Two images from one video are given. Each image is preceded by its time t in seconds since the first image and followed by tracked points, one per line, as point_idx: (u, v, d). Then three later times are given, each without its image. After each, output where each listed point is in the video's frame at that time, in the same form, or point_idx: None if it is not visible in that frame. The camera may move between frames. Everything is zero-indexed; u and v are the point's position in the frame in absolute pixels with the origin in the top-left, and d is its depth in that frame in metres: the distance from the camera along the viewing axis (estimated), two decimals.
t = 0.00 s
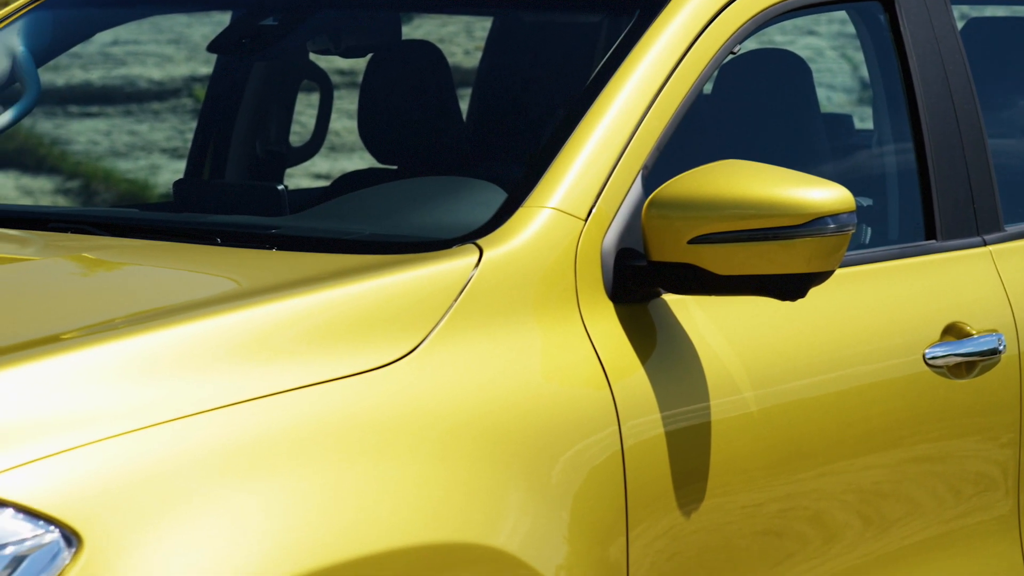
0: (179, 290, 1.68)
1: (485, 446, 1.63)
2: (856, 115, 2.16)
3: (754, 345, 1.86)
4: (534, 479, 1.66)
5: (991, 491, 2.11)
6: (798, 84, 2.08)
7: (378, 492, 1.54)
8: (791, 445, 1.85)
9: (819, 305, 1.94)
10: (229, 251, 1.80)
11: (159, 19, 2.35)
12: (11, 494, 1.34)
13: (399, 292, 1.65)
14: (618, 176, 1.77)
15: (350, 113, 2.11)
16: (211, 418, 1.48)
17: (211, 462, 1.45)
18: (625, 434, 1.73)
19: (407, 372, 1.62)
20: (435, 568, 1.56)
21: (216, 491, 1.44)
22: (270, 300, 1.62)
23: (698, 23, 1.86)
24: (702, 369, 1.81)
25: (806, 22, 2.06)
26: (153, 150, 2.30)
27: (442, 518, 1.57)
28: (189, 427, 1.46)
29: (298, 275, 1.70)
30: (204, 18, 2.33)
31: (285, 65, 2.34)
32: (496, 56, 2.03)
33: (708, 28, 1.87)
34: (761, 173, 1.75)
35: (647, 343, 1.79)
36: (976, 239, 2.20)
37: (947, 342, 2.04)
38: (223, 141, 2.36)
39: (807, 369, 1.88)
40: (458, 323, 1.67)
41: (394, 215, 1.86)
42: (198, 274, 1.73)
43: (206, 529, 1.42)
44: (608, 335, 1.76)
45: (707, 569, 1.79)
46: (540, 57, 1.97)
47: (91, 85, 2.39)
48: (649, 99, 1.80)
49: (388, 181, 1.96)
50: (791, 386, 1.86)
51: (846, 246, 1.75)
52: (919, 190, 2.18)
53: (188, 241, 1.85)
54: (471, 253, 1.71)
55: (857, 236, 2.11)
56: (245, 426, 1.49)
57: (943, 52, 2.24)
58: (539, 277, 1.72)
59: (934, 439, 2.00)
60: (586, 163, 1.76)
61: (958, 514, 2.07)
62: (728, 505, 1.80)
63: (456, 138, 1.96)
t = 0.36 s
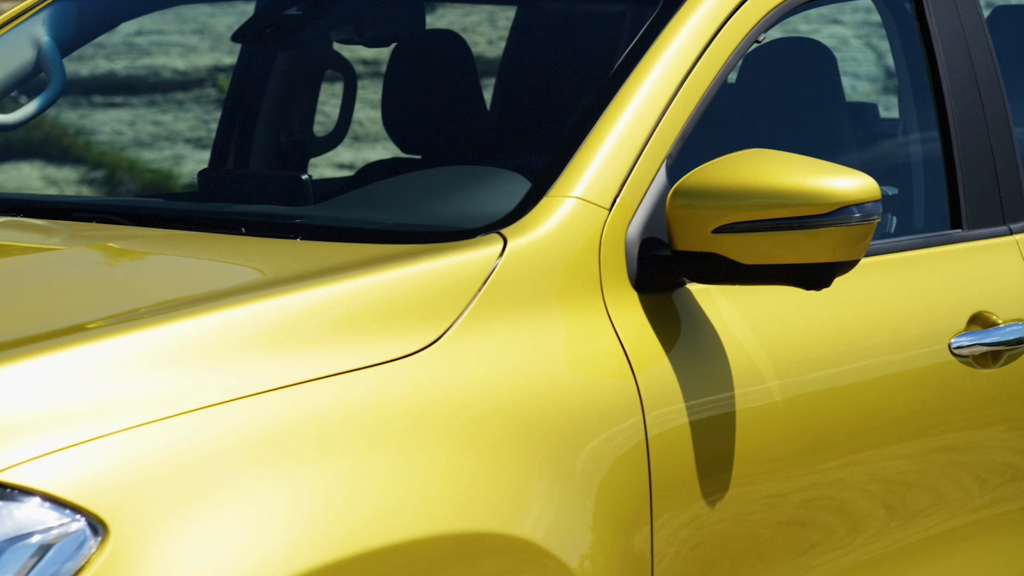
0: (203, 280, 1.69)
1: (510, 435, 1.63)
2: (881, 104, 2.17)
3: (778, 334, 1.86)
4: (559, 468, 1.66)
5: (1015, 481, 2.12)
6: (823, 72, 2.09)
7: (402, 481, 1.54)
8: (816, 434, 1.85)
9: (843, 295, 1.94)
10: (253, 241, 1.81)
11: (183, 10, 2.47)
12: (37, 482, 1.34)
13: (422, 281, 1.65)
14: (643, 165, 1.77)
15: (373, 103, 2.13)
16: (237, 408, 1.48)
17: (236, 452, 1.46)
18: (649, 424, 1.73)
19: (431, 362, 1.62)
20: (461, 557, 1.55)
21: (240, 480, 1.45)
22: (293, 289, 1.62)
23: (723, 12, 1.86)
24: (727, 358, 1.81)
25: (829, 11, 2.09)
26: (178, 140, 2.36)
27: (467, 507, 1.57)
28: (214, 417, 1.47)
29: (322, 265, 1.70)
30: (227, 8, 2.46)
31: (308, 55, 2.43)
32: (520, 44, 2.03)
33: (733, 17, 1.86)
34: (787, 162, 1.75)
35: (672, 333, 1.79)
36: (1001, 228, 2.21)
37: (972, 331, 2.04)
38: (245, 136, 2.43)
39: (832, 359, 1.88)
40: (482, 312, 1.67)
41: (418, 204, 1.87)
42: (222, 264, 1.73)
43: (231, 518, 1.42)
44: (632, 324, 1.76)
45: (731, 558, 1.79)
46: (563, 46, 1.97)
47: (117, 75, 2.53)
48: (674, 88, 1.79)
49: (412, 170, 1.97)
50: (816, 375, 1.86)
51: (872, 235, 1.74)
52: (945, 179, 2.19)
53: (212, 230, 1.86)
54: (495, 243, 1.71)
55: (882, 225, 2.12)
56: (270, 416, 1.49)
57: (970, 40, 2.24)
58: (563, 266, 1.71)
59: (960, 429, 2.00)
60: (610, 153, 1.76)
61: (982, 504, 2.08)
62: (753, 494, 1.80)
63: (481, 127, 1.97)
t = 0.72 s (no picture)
0: (232, 270, 1.69)
1: (538, 425, 1.64)
2: (909, 95, 2.18)
3: (806, 325, 1.86)
4: (585, 459, 1.66)
5: None
6: (851, 63, 2.11)
7: (429, 472, 1.54)
8: (844, 425, 1.85)
9: (871, 287, 1.94)
10: (281, 232, 1.82)
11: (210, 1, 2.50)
12: (67, 472, 1.35)
13: (449, 272, 1.65)
14: (670, 156, 1.77)
15: (400, 94, 2.13)
16: (265, 398, 1.49)
17: (264, 442, 1.46)
18: (676, 415, 1.73)
19: (459, 353, 1.62)
20: (489, 547, 1.56)
21: (268, 470, 1.45)
22: (321, 280, 1.62)
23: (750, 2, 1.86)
24: (754, 348, 1.81)
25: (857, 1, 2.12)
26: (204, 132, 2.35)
27: (494, 497, 1.57)
28: (242, 407, 1.47)
29: (350, 256, 1.71)
30: None
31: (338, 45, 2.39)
32: (546, 35, 2.03)
33: (760, 8, 1.86)
34: (814, 152, 1.74)
35: (699, 324, 1.79)
36: None
37: (1001, 323, 2.05)
38: (273, 124, 2.37)
39: (860, 350, 1.89)
40: (508, 303, 1.67)
41: (445, 194, 1.87)
42: (250, 255, 1.74)
43: (259, 507, 1.42)
44: (659, 315, 1.76)
45: (758, 549, 1.80)
46: (590, 38, 1.98)
47: (143, 66, 2.55)
48: (701, 79, 1.79)
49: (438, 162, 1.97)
50: (844, 365, 1.87)
51: (899, 227, 1.74)
52: (972, 170, 2.21)
53: (240, 221, 1.87)
54: (522, 234, 1.71)
55: (912, 215, 2.12)
56: (298, 406, 1.50)
57: (999, 30, 2.25)
58: (590, 257, 1.72)
59: (988, 421, 2.02)
60: (637, 144, 1.76)
61: (1009, 495, 2.10)
62: (780, 485, 1.81)
63: (508, 118, 1.97)
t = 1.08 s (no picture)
0: (259, 262, 1.70)
1: (564, 416, 1.64)
2: (937, 86, 2.19)
3: (833, 317, 1.87)
4: (612, 451, 1.66)
5: None
6: (876, 52, 2.13)
7: (455, 464, 1.54)
8: (870, 417, 1.86)
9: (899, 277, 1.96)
10: (307, 224, 1.82)
11: None
12: (94, 464, 1.35)
13: (475, 264, 1.65)
14: (696, 148, 1.77)
15: (426, 87, 2.17)
16: (291, 390, 1.49)
17: (290, 434, 1.46)
18: (702, 408, 1.73)
19: (484, 345, 1.62)
20: (515, 539, 1.56)
21: (295, 462, 1.45)
22: (347, 272, 1.63)
23: None
24: (780, 340, 1.82)
25: None
26: (230, 124, 2.47)
27: (520, 489, 1.57)
28: (269, 399, 1.47)
29: (377, 248, 1.71)
30: None
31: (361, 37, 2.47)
32: (572, 27, 2.04)
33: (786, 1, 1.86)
34: (842, 144, 1.73)
35: (725, 316, 1.79)
36: None
37: None
38: (300, 108, 2.52)
39: (887, 342, 1.90)
40: (534, 295, 1.67)
41: (470, 186, 1.88)
42: (276, 248, 1.75)
43: (286, 498, 1.43)
44: (685, 308, 1.76)
45: (785, 542, 1.80)
46: (614, 30, 1.97)
47: (168, 59, 2.61)
48: (727, 71, 1.79)
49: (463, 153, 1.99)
50: (871, 358, 1.88)
51: (927, 218, 1.74)
52: (1001, 161, 2.22)
53: (266, 213, 1.88)
54: (548, 226, 1.71)
55: (938, 207, 2.14)
56: (324, 399, 1.50)
57: None
58: (616, 250, 1.72)
59: (1014, 414, 2.04)
60: (663, 136, 1.76)
61: None
62: (807, 477, 1.81)
63: (533, 111, 1.97)
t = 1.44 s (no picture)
0: (285, 255, 1.70)
1: (590, 409, 1.64)
2: (964, 78, 2.20)
3: (859, 310, 1.87)
4: (638, 444, 1.66)
5: None
6: (900, 43, 2.11)
7: (480, 457, 1.54)
8: (896, 411, 1.86)
9: (926, 271, 1.96)
10: (332, 217, 1.83)
11: None
12: (122, 456, 1.35)
13: (501, 257, 1.65)
14: (721, 141, 1.77)
15: (451, 80, 2.17)
16: (316, 383, 1.49)
17: (315, 428, 1.46)
18: (728, 400, 1.73)
19: (509, 338, 1.62)
20: (542, 532, 1.56)
21: (320, 455, 1.45)
22: (372, 266, 1.63)
23: None
24: (806, 334, 1.82)
25: None
26: (255, 117, 2.46)
27: (546, 482, 1.57)
28: (295, 392, 1.47)
29: (403, 241, 1.71)
30: None
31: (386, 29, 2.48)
32: (597, 19, 2.04)
33: None
34: (868, 136, 1.73)
35: (751, 310, 1.80)
36: None
37: None
38: (324, 104, 2.54)
39: (913, 335, 1.90)
40: (560, 288, 1.67)
41: (495, 179, 1.89)
42: (301, 241, 1.75)
43: (312, 492, 1.43)
44: (710, 302, 1.76)
45: (811, 536, 1.80)
46: (639, 23, 1.97)
47: (193, 53, 2.63)
48: (752, 64, 1.79)
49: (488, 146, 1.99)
50: (896, 351, 1.88)
51: (954, 211, 1.74)
52: None
53: (292, 207, 1.89)
54: (573, 219, 1.71)
55: (965, 200, 2.14)
56: (349, 392, 1.50)
57: None
58: (641, 243, 1.72)
59: None
60: (688, 129, 1.76)
61: None
62: (833, 471, 1.81)
63: (558, 104, 1.98)
